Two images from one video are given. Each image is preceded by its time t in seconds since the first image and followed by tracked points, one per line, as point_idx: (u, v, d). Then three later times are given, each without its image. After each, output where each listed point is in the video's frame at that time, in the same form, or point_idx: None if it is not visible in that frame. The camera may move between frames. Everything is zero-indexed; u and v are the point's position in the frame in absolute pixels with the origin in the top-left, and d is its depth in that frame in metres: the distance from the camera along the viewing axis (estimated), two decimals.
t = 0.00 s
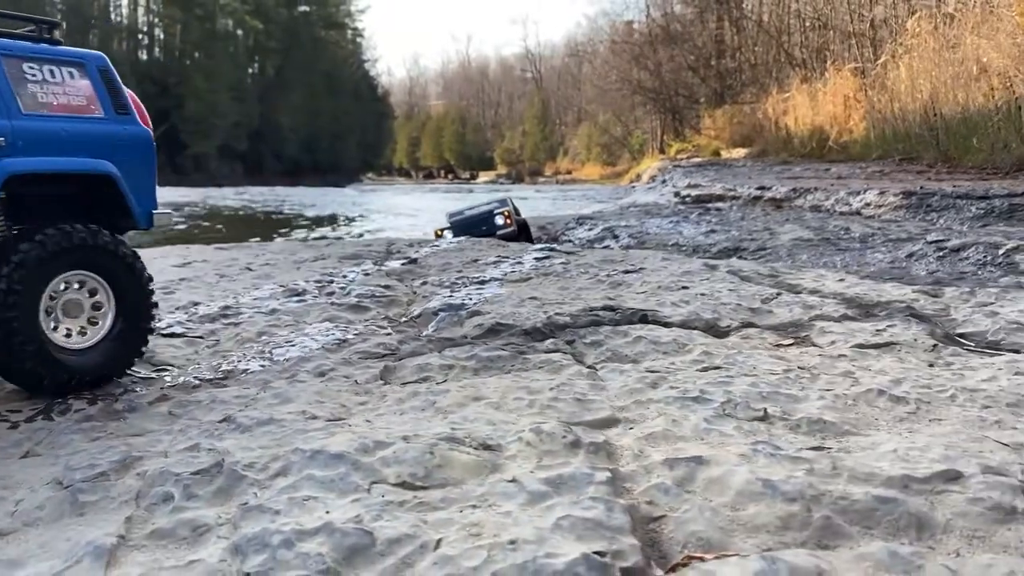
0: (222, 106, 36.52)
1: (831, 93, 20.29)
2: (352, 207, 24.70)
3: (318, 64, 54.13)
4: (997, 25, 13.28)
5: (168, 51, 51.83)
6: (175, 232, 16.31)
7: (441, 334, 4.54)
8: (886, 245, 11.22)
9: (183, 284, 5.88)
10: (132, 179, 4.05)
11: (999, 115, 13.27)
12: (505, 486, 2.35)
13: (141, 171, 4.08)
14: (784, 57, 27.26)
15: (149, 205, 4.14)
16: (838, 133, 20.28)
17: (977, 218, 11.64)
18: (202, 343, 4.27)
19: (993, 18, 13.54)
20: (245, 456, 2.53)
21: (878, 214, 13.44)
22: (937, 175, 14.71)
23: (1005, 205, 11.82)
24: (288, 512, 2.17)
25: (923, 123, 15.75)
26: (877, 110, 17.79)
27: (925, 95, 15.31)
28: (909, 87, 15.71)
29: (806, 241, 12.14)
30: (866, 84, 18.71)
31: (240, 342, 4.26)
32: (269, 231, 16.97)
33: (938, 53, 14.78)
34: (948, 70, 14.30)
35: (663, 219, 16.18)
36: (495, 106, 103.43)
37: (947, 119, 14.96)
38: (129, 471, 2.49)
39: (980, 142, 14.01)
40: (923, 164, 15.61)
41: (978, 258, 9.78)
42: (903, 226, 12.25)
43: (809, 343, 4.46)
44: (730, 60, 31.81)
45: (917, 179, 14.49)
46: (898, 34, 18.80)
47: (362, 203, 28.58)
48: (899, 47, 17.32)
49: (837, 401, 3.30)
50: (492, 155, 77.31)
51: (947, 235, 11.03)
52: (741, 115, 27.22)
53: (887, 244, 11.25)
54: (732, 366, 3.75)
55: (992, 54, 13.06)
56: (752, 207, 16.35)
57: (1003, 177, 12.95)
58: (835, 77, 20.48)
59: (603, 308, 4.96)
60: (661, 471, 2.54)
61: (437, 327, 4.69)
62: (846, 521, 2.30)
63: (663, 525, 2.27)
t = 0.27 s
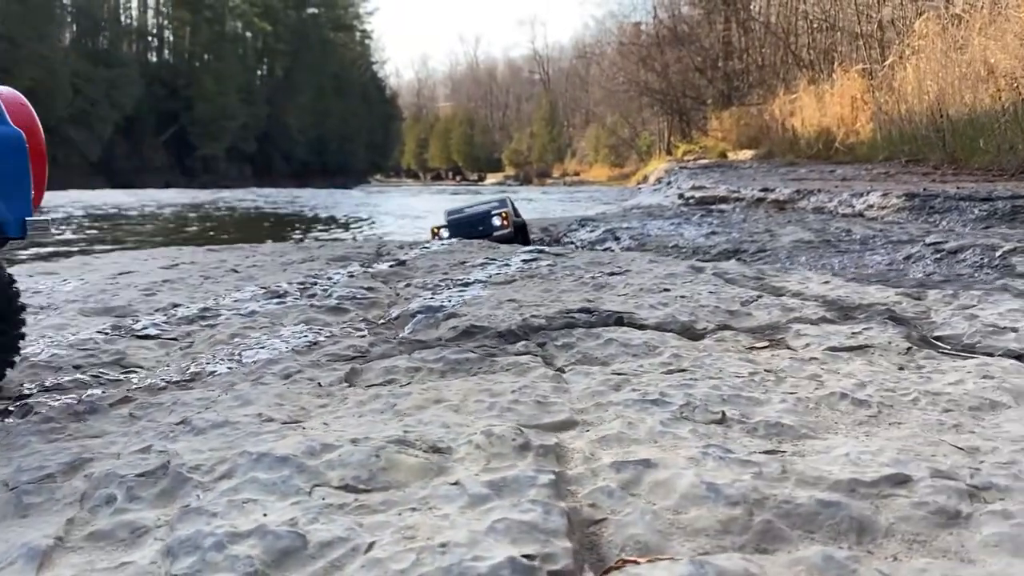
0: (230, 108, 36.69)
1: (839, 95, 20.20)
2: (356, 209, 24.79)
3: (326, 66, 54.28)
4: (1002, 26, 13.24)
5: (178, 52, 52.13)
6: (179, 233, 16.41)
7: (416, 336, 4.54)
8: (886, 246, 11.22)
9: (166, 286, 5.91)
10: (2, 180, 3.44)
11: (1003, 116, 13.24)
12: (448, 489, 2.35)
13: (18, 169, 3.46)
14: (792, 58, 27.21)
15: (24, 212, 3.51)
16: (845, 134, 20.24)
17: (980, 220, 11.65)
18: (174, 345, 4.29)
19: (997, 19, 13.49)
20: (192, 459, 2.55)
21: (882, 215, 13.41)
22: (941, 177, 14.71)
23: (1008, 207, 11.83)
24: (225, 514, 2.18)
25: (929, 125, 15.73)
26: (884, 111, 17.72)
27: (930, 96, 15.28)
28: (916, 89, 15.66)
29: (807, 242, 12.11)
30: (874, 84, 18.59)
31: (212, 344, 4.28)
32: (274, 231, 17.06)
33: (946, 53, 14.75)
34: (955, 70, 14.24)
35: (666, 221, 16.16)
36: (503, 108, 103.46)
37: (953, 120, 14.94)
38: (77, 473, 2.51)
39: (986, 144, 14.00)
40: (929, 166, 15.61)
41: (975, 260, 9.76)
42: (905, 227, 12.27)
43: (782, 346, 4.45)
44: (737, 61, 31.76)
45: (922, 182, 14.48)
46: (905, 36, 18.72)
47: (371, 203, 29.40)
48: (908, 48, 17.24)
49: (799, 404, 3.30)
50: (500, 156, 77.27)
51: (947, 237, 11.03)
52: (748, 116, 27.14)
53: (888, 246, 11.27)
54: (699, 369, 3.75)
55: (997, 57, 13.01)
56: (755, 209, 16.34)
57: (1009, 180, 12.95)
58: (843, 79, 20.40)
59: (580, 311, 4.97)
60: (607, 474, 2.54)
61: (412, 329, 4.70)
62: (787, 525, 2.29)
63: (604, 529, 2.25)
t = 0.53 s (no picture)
0: (236, 109, 36.80)
1: (845, 96, 20.11)
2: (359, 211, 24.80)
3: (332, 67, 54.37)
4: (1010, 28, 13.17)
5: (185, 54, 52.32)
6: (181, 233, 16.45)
7: (394, 339, 4.51)
8: (885, 247, 11.23)
9: (149, 288, 5.89)
10: None
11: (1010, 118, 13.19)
12: (400, 497, 2.31)
13: None
14: (799, 59, 27.15)
15: None
16: (851, 134, 20.15)
17: (983, 221, 11.63)
18: (149, 348, 4.25)
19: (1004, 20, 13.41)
20: (144, 465, 2.51)
21: (885, 217, 13.37)
22: (947, 178, 14.65)
23: (1012, 209, 11.82)
24: (168, 522, 2.14)
25: (935, 125, 15.69)
26: (890, 112, 17.63)
27: (936, 97, 15.22)
28: (923, 90, 15.59)
29: (808, 244, 12.06)
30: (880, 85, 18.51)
31: (187, 346, 4.24)
32: (276, 232, 17.09)
33: (954, 54, 14.68)
34: (963, 70, 14.17)
35: (667, 222, 16.11)
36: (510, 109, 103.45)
37: (959, 121, 14.89)
38: (26, 479, 2.48)
39: (993, 145, 13.98)
40: (936, 168, 15.59)
41: (974, 261, 9.70)
42: (906, 229, 12.27)
43: (763, 350, 4.40)
44: (743, 62, 31.73)
45: (927, 183, 14.42)
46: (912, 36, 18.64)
47: (379, 203, 30.25)
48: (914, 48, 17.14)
49: (771, 408, 3.24)
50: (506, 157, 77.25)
51: (949, 238, 11.01)
52: (754, 117, 27.06)
53: (889, 246, 11.27)
54: (673, 373, 3.71)
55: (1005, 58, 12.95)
56: (758, 210, 16.30)
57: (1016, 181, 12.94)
58: (849, 79, 20.31)
59: (561, 313, 4.93)
60: (566, 481, 2.49)
61: (391, 332, 4.66)
62: (745, 534, 2.24)
63: (557, 537, 2.19)
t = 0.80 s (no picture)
0: (241, 111, 36.78)
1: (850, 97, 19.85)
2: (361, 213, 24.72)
3: (338, 68, 54.33)
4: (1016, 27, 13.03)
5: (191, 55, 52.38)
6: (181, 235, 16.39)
7: (367, 347, 4.40)
8: (887, 249, 11.11)
9: (127, 293, 5.80)
10: None
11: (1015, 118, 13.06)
12: (339, 520, 2.19)
13: None
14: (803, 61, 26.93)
15: None
16: (856, 136, 19.97)
17: (986, 223, 11.53)
18: (114, 357, 4.16)
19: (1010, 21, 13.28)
20: (78, 483, 2.40)
21: (888, 219, 13.25)
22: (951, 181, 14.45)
23: (1016, 211, 11.71)
24: (90, 548, 2.03)
25: (939, 126, 15.57)
26: (895, 113, 17.44)
27: (940, 99, 15.11)
28: (927, 91, 15.32)
29: (809, 246, 11.92)
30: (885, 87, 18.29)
31: (152, 355, 4.14)
32: (277, 233, 17.03)
33: (958, 55, 14.42)
34: (967, 72, 13.89)
35: (668, 224, 15.97)
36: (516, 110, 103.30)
37: (964, 122, 14.78)
38: None
39: (1000, 146, 13.85)
40: (941, 170, 15.47)
41: (974, 264, 9.57)
42: (908, 230, 12.16)
43: (745, 358, 4.28)
44: (749, 63, 31.61)
45: (931, 185, 14.30)
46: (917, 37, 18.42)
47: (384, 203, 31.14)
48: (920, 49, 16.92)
49: (744, 422, 3.12)
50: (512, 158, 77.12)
51: (951, 240, 10.89)
52: (759, 119, 26.88)
53: (891, 248, 11.15)
54: (646, 384, 3.59)
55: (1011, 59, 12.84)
56: (760, 212, 16.17)
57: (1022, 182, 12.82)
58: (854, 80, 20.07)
59: (541, 320, 4.81)
60: (519, 501, 2.37)
61: (366, 341, 4.55)
62: (702, 561, 2.13)
63: (502, 563, 2.07)
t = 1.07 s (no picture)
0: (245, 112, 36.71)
1: (855, 98, 19.74)
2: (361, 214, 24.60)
3: (342, 69, 54.28)
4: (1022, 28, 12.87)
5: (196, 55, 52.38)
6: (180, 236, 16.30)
7: (341, 358, 4.23)
8: (890, 252, 10.94)
9: (102, 299, 5.65)
10: None
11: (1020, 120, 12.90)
12: (275, 555, 2.02)
13: None
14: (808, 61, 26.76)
15: None
16: (861, 137, 19.79)
17: (990, 226, 11.36)
18: (75, 367, 4.00)
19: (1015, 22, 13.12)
20: (1, 513, 2.24)
21: (891, 221, 13.08)
22: (956, 182, 14.25)
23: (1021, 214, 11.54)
24: None
25: (944, 128, 15.42)
26: (900, 114, 17.26)
27: (944, 100, 14.95)
28: (933, 92, 15.21)
29: (811, 249, 11.75)
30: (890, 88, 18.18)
31: (114, 365, 3.98)
32: (277, 234, 16.90)
33: (963, 55, 14.35)
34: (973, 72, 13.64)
35: (670, 226, 15.80)
36: (520, 111, 103.19)
37: (968, 124, 14.62)
38: None
39: (1005, 148, 13.70)
40: (945, 172, 15.32)
41: (977, 268, 9.38)
42: (911, 232, 11.99)
43: (733, 369, 4.11)
44: (753, 64, 31.46)
45: (935, 187, 14.13)
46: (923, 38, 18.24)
47: (389, 202, 31.83)
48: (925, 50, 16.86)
49: (726, 441, 2.94)
50: (516, 159, 77.01)
51: (954, 243, 10.71)
52: (764, 120, 26.69)
53: (893, 251, 10.97)
54: (626, 398, 3.41)
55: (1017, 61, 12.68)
56: (763, 213, 16.01)
57: None
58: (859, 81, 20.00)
59: (524, 328, 4.64)
60: (474, 533, 2.20)
61: (340, 351, 4.38)
62: None
63: None
